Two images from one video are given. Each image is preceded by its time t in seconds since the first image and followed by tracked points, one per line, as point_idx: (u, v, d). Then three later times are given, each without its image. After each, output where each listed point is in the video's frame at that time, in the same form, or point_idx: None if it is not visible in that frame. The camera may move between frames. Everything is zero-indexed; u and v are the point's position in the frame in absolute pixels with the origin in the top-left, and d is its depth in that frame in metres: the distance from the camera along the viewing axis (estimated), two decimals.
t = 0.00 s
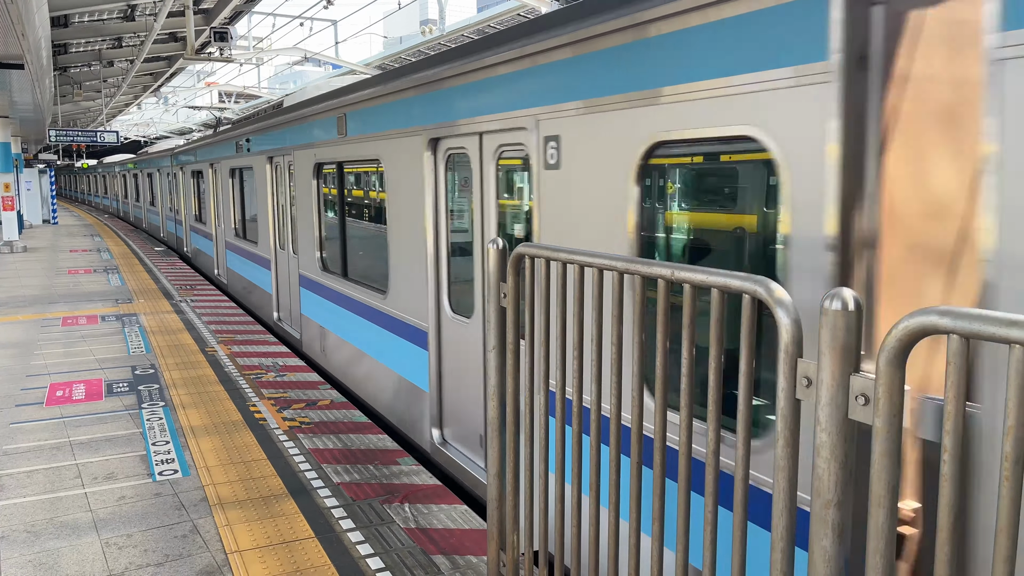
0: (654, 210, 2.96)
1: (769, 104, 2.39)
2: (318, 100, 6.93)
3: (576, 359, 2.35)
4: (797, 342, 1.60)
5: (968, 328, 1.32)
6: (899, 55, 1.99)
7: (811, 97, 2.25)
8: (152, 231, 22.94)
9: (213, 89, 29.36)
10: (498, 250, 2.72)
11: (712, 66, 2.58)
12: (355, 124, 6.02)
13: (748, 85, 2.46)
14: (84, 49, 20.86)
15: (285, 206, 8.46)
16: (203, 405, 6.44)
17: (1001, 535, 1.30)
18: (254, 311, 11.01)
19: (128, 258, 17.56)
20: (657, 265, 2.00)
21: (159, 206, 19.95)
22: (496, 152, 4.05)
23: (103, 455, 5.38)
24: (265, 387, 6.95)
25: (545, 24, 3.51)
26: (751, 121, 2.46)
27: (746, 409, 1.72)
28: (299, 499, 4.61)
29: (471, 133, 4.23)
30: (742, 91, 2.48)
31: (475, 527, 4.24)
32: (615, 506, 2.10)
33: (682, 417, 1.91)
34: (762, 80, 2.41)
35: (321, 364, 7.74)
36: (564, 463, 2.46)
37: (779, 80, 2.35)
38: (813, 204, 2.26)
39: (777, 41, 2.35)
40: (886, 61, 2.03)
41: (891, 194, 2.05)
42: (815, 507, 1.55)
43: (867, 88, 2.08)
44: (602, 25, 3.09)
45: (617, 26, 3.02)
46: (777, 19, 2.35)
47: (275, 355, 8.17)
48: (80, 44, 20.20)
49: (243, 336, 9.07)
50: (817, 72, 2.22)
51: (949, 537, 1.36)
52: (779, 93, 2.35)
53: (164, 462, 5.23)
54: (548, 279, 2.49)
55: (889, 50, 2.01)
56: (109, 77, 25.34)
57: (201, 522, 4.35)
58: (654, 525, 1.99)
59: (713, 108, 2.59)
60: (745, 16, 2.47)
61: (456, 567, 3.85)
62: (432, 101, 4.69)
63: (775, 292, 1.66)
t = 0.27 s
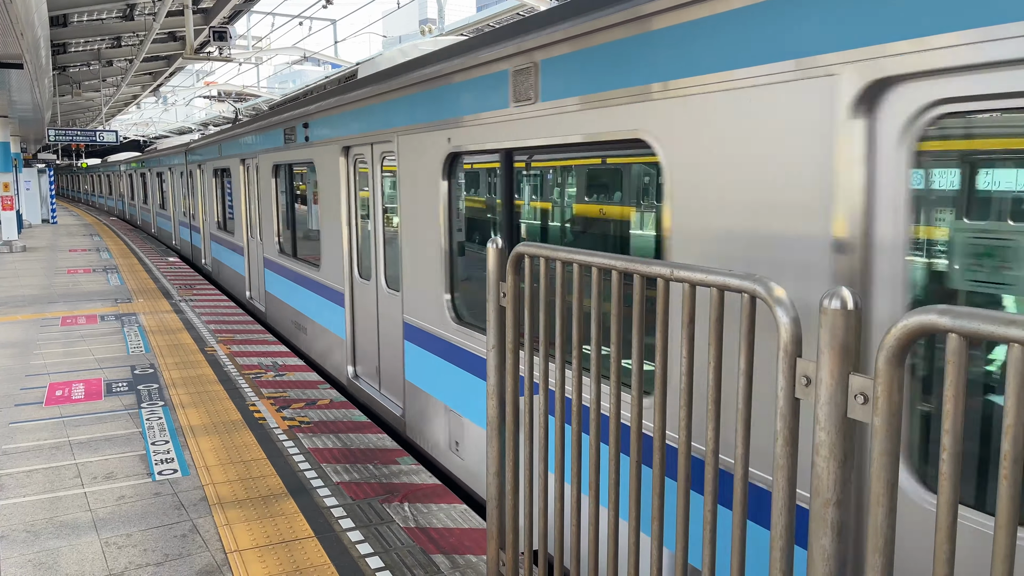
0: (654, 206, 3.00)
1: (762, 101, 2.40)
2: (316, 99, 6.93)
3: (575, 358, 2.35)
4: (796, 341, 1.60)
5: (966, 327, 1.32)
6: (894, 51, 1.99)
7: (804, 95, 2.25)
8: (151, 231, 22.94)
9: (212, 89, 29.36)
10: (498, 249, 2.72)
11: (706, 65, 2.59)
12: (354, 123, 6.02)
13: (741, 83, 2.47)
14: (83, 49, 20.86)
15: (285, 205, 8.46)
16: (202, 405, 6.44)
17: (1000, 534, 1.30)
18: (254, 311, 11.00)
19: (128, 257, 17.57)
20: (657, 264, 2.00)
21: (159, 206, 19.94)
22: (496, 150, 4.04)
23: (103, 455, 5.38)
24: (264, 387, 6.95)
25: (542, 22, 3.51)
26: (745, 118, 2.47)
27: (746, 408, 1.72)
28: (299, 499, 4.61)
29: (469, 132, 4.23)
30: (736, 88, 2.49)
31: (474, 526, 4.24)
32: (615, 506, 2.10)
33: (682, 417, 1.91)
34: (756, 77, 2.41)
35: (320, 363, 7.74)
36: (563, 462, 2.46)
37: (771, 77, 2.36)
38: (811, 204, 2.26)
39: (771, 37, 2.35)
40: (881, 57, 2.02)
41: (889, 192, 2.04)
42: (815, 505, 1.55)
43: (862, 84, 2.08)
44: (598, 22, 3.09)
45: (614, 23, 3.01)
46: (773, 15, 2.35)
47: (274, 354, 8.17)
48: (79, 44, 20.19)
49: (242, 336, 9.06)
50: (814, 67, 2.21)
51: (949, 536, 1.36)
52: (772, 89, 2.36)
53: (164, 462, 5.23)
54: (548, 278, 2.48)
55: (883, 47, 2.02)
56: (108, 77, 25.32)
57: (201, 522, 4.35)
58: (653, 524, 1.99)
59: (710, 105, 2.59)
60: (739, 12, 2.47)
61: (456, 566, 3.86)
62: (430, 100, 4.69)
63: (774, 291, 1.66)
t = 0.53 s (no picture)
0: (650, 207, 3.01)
1: (762, 100, 2.40)
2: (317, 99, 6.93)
3: (575, 358, 2.35)
4: (796, 340, 1.60)
5: (967, 326, 1.32)
6: (895, 49, 1.98)
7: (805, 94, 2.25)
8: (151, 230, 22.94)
9: (212, 88, 29.34)
10: (498, 249, 2.71)
11: (707, 63, 2.58)
12: (354, 122, 6.02)
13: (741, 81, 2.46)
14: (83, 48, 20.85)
15: (285, 204, 8.45)
16: (202, 404, 6.44)
17: (1000, 533, 1.30)
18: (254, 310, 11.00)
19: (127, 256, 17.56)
20: (657, 263, 2.00)
21: (159, 205, 19.93)
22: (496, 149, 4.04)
23: (102, 454, 5.38)
24: (264, 386, 6.95)
25: (544, 21, 3.50)
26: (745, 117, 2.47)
27: (746, 407, 1.72)
28: (299, 498, 4.61)
29: (469, 130, 4.23)
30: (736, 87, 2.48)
31: (475, 525, 4.25)
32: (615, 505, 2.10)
33: (682, 416, 1.92)
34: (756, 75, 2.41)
35: (320, 362, 7.74)
36: (563, 461, 2.46)
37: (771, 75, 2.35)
38: (811, 202, 2.26)
39: (773, 35, 2.34)
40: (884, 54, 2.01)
41: (891, 192, 2.03)
42: (815, 505, 1.55)
43: (863, 83, 2.07)
44: (600, 21, 3.09)
45: (615, 21, 3.01)
46: (774, 13, 2.34)
47: (274, 354, 8.16)
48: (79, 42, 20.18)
49: (242, 335, 9.06)
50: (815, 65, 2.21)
51: (950, 534, 1.36)
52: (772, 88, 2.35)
53: (164, 461, 5.23)
54: (549, 278, 2.48)
55: (885, 46, 2.01)
56: (108, 76, 25.30)
57: (201, 521, 4.35)
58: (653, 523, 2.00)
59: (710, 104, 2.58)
60: (741, 10, 2.46)
61: (456, 565, 3.86)
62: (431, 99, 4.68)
63: (774, 290, 1.66)
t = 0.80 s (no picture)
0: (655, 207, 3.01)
1: (763, 99, 2.39)
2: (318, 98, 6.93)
3: (575, 356, 2.35)
4: (797, 338, 1.60)
5: (967, 324, 1.32)
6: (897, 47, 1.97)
7: (806, 92, 2.24)
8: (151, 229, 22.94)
9: (212, 86, 29.34)
10: (498, 248, 2.72)
11: (709, 61, 2.58)
12: (355, 120, 6.02)
13: (742, 79, 2.46)
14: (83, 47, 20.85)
15: (285, 203, 8.47)
16: (202, 403, 6.44)
17: (999, 532, 1.30)
18: (254, 309, 10.99)
19: (127, 255, 17.56)
20: (657, 262, 2.00)
21: (158, 204, 19.93)
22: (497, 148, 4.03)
23: (103, 453, 5.38)
24: (264, 385, 6.95)
25: (546, 19, 3.50)
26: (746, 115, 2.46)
27: (746, 406, 1.72)
28: (299, 496, 4.62)
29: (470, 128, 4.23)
30: (738, 84, 2.47)
31: (475, 524, 4.25)
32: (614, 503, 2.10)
33: (683, 414, 1.92)
34: (757, 73, 2.40)
35: (321, 361, 7.74)
36: (563, 460, 2.46)
37: (774, 73, 2.34)
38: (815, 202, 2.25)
39: (774, 33, 2.34)
40: (887, 51, 2.01)
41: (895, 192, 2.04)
42: (815, 504, 1.55)
43: (865, 81, 2.07)
44: (601, 18, 3.08)
45: (617, 19, 3.00)
46: (773, 12, 2.34)
47: (274, 353, 8.16)
48: (79, 41, 20.18)
49: (242, 334, 9.06)
50: (816, 63, 2.20)
51: (950, 533, 1.36)
52: (776, 86, 2.34)
53: (164, 460, 5.23)
54: (549, 277, 2.48)
55: (887, 43, 2.01)
56: (108, 75, 25.30)
57: (201, 520, 4.35)
58: (652, 522, 2.00)
59: (712, 102, 2.58)
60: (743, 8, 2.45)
61: (456, 564, 3.86)
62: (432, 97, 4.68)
63: (775, 289, 1.66)
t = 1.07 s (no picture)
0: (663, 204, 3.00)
1: (767, 98, 2.39)
2: (319, 96, 6.92)
3: (576, 355, 2.35)
4: (797, 337, 1.60)
5: (968, 323, 1.32)
6: (902, 45, 1.98)
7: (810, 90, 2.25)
8: (151, 227, 22.94)
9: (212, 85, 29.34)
10: (498, 246, 2.72)
11: (713, 60, 2.58)
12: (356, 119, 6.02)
13: (746, 78, 2.45)
14: (83, 46, 20.84)
15: (286, 202, 8.47)
16: (203, 401, 6.44)
17: (1000, 530, 1.31)
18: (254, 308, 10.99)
19: (127, 254, 17.55)
20: (657, 261, 2.00)
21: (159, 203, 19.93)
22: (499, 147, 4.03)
23: (104, 451, 5.39)
24: (265, 383, 6.96)
25: (548, 17, 3.50)
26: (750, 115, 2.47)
27: (746, 404, 1.72)
28: (299, 495, 4.62)
29: (471, 127, 4.23)
30: (743, 84, 2.47)
31: (475, 523, 4.25)
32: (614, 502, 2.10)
33: (683, 414, 1.92)
34: (761, 71, 2.40)
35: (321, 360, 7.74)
36: (563, 459, 2.47)
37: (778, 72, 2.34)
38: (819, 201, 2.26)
39: (778, 33, 2.34)
40: (890, 50, 2.02)
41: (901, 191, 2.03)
42: (815, 502, 1.55)
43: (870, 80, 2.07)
44: (604, 17, 3.08)
45: (621, 18, 3.00)
46: (778, 11, 2.34)
47: (274, 351, 8.17)
48: (79, 40, 20.18)
49: (242, 332, 9.06)
50: (821, 63, 2.20)
51: (950, 532, 1.36)
52: (781, 85, 2.33)
53: (164, 458, 5.23)
54: (549, 275, 2.49)
55: (893, 41, 2.01)
56: (108, 73, 25.29)
57: (202, 518, 4.35)
58: (653, 520, 2.00)
59: (716, 101, 2.58)
60: (747, 6, 2.45)
61: (456, 562, 3.86)
62: (433, 96, 4.68)
63: (775, 288, 1.66)
